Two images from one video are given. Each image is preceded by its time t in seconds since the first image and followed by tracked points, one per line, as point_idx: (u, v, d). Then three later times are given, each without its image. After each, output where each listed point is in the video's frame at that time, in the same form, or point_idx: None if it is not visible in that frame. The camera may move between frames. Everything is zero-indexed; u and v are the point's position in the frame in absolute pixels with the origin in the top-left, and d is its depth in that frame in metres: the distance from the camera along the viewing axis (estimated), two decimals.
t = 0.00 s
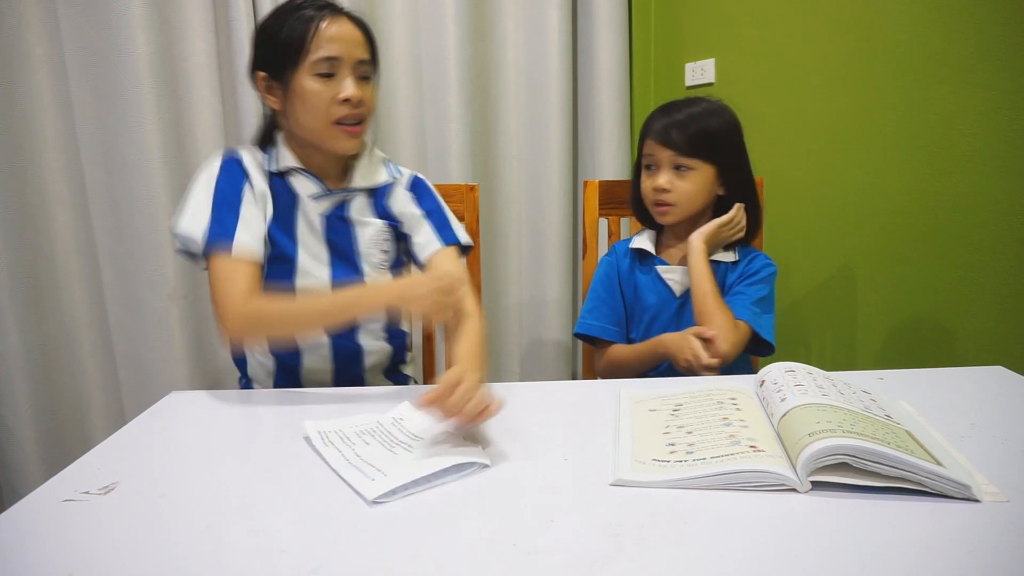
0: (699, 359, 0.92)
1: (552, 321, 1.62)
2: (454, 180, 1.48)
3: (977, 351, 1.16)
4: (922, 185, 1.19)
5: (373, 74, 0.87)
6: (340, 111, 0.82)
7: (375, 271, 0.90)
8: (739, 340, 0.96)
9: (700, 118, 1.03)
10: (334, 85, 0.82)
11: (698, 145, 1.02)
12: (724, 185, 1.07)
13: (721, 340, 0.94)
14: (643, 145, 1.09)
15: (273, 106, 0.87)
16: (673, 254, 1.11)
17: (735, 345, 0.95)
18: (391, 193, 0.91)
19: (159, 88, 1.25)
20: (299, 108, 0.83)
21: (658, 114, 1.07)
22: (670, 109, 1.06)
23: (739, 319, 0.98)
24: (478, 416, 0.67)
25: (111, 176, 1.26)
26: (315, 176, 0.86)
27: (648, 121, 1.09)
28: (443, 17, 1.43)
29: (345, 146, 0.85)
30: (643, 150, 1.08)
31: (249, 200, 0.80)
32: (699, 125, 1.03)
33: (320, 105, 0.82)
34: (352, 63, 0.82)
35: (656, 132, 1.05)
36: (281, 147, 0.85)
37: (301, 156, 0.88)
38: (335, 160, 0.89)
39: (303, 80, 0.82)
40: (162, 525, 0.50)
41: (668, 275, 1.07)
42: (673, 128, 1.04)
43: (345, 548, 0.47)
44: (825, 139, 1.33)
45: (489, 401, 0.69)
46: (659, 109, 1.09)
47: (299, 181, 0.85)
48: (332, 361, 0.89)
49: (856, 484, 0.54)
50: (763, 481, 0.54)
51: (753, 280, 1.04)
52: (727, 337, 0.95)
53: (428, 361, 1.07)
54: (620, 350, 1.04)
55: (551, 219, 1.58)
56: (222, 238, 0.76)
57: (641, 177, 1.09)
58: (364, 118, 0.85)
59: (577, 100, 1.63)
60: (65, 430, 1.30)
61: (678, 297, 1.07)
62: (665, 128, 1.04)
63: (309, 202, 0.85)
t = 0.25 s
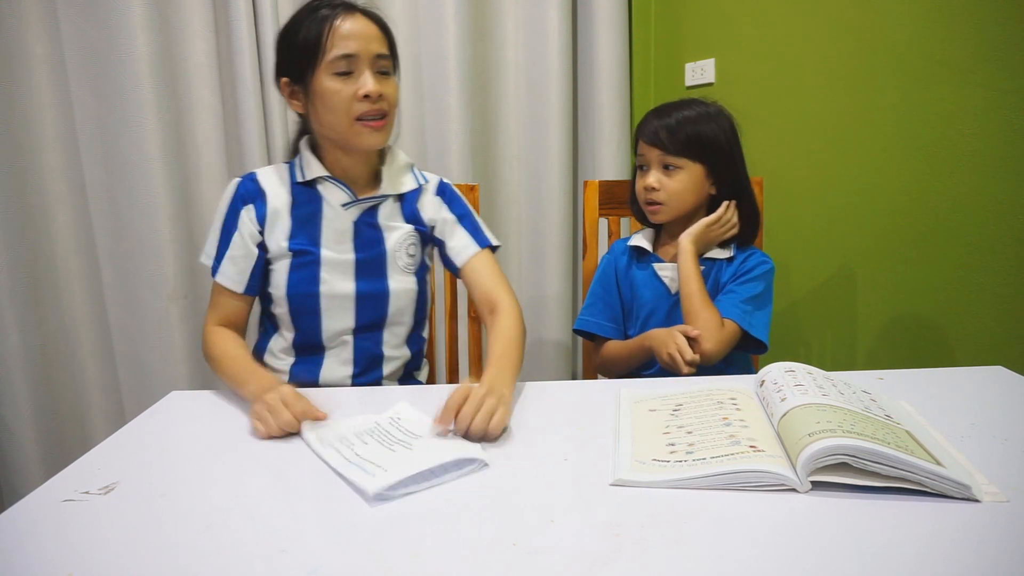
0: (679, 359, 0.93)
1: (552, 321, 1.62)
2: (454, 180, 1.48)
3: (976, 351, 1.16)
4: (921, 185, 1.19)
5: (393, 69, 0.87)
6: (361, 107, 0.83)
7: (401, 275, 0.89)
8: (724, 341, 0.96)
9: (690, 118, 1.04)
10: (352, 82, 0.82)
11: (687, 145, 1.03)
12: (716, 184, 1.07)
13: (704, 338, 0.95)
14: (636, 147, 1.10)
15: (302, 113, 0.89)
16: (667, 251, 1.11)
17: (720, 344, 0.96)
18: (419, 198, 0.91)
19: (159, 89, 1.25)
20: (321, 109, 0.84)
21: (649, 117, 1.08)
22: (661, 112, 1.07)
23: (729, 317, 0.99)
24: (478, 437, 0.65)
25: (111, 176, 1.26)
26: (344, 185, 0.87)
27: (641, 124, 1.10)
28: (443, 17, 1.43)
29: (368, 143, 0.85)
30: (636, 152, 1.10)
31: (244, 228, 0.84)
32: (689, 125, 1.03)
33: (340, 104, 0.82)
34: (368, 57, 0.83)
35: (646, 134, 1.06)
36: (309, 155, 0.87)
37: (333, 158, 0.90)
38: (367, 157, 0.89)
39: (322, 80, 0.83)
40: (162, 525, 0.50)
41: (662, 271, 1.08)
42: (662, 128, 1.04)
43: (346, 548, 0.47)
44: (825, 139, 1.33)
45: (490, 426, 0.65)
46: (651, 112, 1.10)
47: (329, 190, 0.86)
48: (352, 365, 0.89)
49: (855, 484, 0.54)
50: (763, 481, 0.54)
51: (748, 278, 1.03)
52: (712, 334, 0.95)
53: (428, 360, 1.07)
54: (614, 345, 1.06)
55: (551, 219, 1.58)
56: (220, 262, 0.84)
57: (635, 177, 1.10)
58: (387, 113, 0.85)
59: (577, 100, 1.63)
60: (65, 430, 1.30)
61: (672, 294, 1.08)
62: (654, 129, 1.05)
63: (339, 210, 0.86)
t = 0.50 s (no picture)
0: (674, 353, 0.93)
1: (552, 321, 1.62)
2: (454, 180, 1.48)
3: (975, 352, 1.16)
4: (922, 185, 1.19)
5: (404, 66, 0.88)
6: (370, 103, 0.83)
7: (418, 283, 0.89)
8: (722, 338, 0.96)
9: (683, 120, 1.04)
10: (362, 79, 0.83)
11: (680, 145, 1.03)
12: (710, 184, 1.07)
13: (703, 336, 0.95)
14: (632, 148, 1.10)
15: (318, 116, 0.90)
16: (664, 249, 1.11)
17: (717, 342, 0.96)
18: (437, 205, 0.91)
19: (159, 88, 1.25)
20: (333, 108, 0.85)
21: (644, 119, 1.08)
22: (656, 114, 1.07)
23: (725, 315, 0.99)
24: (467, 441, 0.65)
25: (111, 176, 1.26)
26: (362, 187, 0.87)
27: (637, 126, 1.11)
28: (443, 17, 1.43)
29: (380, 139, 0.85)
30: (631, 153, 1.10)
31: (259, 229, 0.84)
32: (681, 126, 1.03)
33: (350, 101, 0.83)
34: (378, 53, 0.84)
35: (640, 137, 1.06)
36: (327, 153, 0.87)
37: (349, 158, 0.90)
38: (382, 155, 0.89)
39: (334, 80, 0.84)
40: (162, 525, 0.51)
41: (658, 270, 1.08)
42: (655, 131, 1.05)
43: (346, 548, 0.47)
44: (824, 139, 1.33)
45: (479, 429, 0.65)
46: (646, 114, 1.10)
47: (347, 191, 0.86)
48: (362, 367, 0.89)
49: (855, 484, 0.54)
50: (763, 481, 0.54)
51: (744, 275, 1.03)
52: (707, 333, 0.95)
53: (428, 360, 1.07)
54: (611, 344, 1.06)
55: (551, 219, 1.58)
56: (230, 258, 0.84)
57: (631, 178, 1.10)
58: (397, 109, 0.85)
59: (577, 100, 1.63)
60: (65, 430, 1.30)
61: (669, 292, 1.08)
62: (647, 132, 1.05)
63: (358, 213, 0.86)
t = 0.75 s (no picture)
0: (673, 352, 0.94)
1: (552, 322, 1.62)
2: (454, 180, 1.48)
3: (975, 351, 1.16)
4: (922, 185, 1.19)
5: (405, 66, 0.88)
6: (367, 98, 0.83)
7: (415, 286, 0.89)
8: (723, 336, 0.96)
9: (680, 120, 1.04)
10: (360, 74, 0.83)
11: (676, 146, 1.03)
12: (706, 186, 1.07)
13: (704, 336, 0.95)
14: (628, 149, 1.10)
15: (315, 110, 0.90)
16: (662, 250, 1.12)
17: (718, 341, 0.95)
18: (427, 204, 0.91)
19: (159, 88, 1.25)
20: (329, 100, 0.85)
21: (641, 119, 1.08)
22: (653, 115, 1.07)
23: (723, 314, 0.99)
24: (473, 438, 0.66)
25: (111, 176, 1.26)
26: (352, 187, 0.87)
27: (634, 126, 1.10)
28: (443, 17, 1.43)
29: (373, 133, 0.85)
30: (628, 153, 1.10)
31: (280, 215, 0.85)
32: (678, 127, 1.03)
33: (347, 94, 0.83)
34: (379, 49, 0.84)
35: (636, 138, 1.06)
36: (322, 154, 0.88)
37: (341, 153, 0.89)
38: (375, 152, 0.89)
39: (331, 72, 0.84)
40: (162, 525, 0.51)
41: (658, 271, 1.08)
42: (651, 131, 1.04)
43: (346, 548, 0.47)
44: (824, 139, 1.33)
45: (485, 426, 0.66)
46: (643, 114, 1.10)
47: (337, 190, 0.87)
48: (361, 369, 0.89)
49: (856, 484, 0.54)
50: (763, 481, 0.54)
51: (742, 275, 1.03)
52: (709, 332, 0.95)
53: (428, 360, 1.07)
54: (611, 345, 1.06)
55: (551, 219, 1.58)
56: (251, 241, 0.81)
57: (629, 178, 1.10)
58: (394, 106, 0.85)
59: (577, 100, 1.63)
60: (65, 430, 1.29)
61: (668, 293, 1.08)
62: (644, 133, 1.05)
63: (344, 212, 0.86)
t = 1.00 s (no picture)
0: (669, 341, 0.94)
1: (552, 322, 1.62)
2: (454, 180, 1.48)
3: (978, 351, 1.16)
4: (923, 185, 1.19)
5: (399, 67, 0.88)
6: (361, 98, 0.83)
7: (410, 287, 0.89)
8: (722, 338, 0.96)
9: (681, 120, 1.04)
10: (354, 74, 0.83)
11: (677, 146, 1.03)
12: (706, 187, 1.07)
13: (703, 337, 0.95)
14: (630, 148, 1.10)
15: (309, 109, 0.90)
16: (662, 251, 1.12)
17: (716, 342, 0.95)
18: (425, 205, 0.92)
19: (159, 88, 1.25)
20: (323, 101, 0.85)
21: (642, 119, 1.08)
22: (654, 114, 1.07)
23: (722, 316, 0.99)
24: (473, 436, 0.66)
25: (111, 176, 1.26)
26: (355, 184, 0.87)
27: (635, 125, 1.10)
28: (443, 17, 1.43)
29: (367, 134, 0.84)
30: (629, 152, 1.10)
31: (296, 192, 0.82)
32: (679, 127, 1.03)
33: (341, 94, 0.83)
34: (374, 50, 0.84)
35: (637, 137, 1.06)
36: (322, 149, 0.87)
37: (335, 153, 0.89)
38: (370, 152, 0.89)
39: (326, 73, 0.84)
40: (162, 525, 0.50)
41: (658, 272, 1.09)
42: (652, 131, 1.04)
43: (345, 548, 0.47)
44: (824, 139, 1.33)
45: (485, 425, 0.66)
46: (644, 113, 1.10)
47: (339, 186, 0.86)
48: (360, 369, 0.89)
49: (856, 484, 0.54)
50: (763, 481, 0.54)
51: (743, 277, 1.03)
52: (708, 332, 0.95)
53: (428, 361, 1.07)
54: (611, 345, 1.06)
55: (551, 219, 1.58)
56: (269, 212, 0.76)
57: (630, 177, 1.10)
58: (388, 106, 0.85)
59: (577, 100, 1.63)
60: (65, 430, 1.29)
61: (668, 295, 1.08)
62: (645, 132, 1.05)
63: (346, 209, 0.85)
